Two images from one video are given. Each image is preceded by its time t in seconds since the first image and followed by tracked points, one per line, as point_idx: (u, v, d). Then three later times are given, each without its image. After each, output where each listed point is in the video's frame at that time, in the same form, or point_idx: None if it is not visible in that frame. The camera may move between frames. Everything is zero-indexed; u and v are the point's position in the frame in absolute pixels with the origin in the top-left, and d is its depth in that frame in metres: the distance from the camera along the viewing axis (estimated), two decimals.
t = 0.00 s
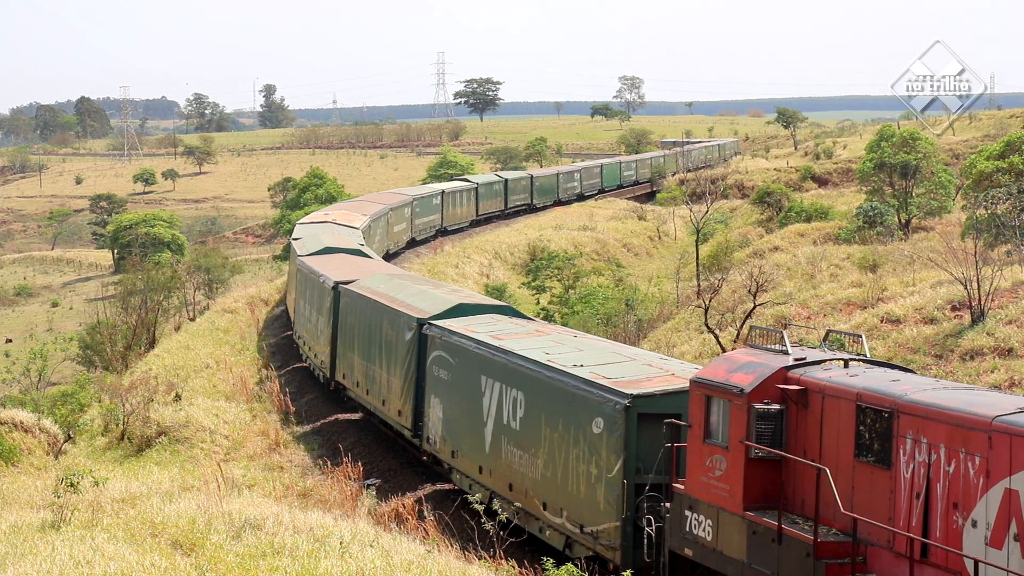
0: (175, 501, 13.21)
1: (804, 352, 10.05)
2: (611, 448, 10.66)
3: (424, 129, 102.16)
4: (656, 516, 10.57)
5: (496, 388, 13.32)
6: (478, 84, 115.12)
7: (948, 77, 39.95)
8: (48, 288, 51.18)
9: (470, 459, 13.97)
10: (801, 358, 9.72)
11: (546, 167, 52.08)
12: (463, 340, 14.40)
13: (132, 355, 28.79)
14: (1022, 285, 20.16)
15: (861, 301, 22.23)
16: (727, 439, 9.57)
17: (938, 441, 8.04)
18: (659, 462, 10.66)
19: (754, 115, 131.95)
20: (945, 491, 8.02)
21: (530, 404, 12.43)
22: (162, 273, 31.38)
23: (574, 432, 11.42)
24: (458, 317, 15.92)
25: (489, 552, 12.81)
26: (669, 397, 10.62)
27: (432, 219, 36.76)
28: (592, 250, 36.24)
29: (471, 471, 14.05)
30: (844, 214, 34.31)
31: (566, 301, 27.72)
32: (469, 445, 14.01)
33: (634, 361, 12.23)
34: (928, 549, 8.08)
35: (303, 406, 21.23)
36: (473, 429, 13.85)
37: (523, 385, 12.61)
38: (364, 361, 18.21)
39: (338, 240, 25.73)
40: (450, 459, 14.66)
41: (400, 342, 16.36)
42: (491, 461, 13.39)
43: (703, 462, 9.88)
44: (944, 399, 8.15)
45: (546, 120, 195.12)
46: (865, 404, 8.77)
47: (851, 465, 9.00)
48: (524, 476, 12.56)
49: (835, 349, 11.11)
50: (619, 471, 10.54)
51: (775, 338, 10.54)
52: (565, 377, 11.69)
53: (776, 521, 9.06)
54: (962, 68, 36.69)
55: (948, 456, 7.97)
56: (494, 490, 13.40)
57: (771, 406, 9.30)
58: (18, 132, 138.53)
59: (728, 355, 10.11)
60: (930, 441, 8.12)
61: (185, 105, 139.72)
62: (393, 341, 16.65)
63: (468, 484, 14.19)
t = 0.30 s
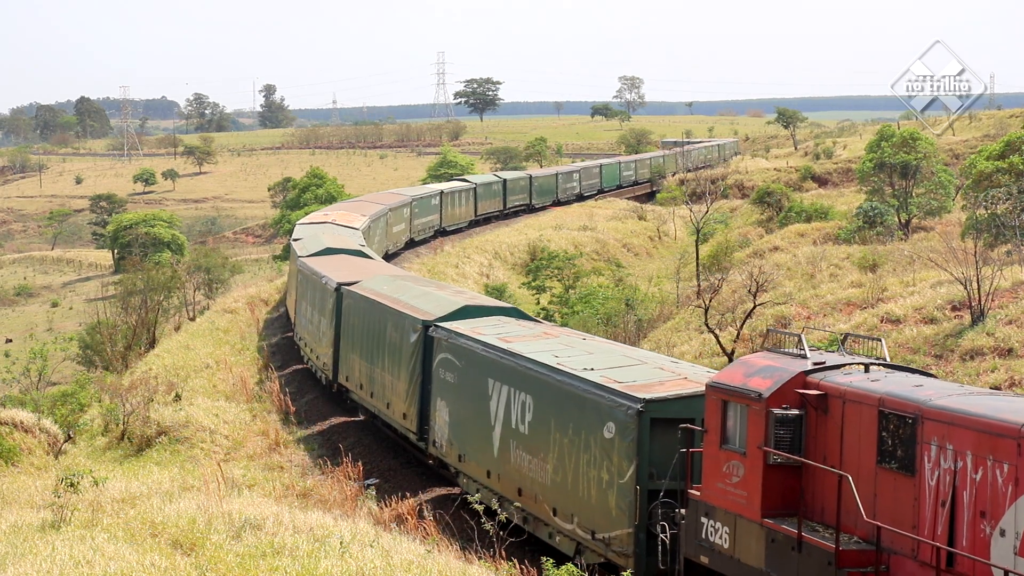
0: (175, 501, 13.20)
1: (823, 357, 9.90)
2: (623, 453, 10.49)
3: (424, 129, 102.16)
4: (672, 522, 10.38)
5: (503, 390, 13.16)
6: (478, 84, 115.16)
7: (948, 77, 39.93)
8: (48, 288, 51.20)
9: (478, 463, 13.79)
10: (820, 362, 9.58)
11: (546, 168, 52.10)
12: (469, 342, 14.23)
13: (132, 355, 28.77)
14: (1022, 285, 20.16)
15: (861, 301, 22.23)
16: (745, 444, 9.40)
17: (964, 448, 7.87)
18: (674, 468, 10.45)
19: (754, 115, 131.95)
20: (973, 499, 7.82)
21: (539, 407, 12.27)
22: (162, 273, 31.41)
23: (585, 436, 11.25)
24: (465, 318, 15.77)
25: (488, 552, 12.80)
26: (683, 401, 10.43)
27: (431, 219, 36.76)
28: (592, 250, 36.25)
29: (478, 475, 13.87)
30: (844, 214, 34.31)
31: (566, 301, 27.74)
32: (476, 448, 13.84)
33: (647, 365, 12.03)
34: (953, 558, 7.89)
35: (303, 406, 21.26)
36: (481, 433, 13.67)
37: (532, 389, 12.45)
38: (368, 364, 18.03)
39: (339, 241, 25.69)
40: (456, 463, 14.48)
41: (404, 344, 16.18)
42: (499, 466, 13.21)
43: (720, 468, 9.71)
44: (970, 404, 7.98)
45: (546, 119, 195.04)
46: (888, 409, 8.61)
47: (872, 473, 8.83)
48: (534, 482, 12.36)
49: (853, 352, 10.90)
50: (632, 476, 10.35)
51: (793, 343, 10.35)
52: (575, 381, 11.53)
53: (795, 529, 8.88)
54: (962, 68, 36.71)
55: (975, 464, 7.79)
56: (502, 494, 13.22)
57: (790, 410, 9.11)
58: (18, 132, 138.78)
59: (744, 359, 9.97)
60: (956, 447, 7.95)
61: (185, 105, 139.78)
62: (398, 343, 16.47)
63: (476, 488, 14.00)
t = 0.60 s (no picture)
0: (175, 501, 13.20)
1: (844, 360, 9.63)
2: (637, 458, 10.24)
3: (424, 129, 102.13)
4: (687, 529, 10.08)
5: (512, 394, 12.90)
6: (478, 83, 115.16)
7: (948, 77, 39.94)
8: (48, 288, 51.19)
9: (486, 467, 13.54)
10: (840, 366, 9.38)
11: (546, 167, 52.09)
12: (477, 344, 13.96)
13: (131, 355, 28.74)
14: (1022, 285, 20.15)
15: (861, 301, 22.22)
16: (763, 450, 9.20)
17: (991, 455, 7.66)
18: (689, 473, 10.21)
19: (754, 115, 131.98)
20: (1001, 508, 7.60)
21: (548, 411, 12.01)
22: (161, 273, 31.43)
23: (597, 440, 11.01)
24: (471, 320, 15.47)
25: (485, 552, 12.84)
26: (699, 405, 10.18)
27: (430, 220, 36.75)
28: (592, 250, 36.24)
29: (485, 479, 13.63)
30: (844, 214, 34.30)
31: (566, 301, 27.76)
32: (483, 453, 13.59)
33: (660, 368, 11.78)
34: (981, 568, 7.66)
35: (303, 406, 21.28)
36: (489, 436, 13.41)
37: (542, 392, 12.19)
38: (372, 366, 17.78)
39: (339, 241, 25.66)
40: (463, 467, 14.25)
41: (410, 346, 15.94)
42: (508, 470, 12.96)
43: (737, 474, 9.51)
44: (998, 410, 7.78)
45: (546, 119, 194.86)
46: (911, 415, 8.42)
47: (895, 480, 8.64)
48: (543, 487, 12.12)
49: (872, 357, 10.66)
50: (646, 482, 10.11)
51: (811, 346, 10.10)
52: (587, 384, 11.29)
53: (817, 536, 8.69)
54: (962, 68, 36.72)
55: (1003, 471, 7.58)
56: (510, 499, 12.99)
57: (811, 416, 8.93)
58: (18, 132, 138.80)
59: (761, 363, 9.76)
60: (983, 454, 7.74)
61: (185, 105, 139.76)
62: (403, 345, 16.23)
63: (483, 493, 13.77)
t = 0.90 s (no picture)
0: (175, 501, 13.20)
1: (865, 365, 9.25)
2: (651, 463, 9.98)
3: (424, 129, 102.17)
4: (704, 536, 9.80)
5: (522, 398, 12.66)
6: (478, 84, 115.24)
7: (948, 76, 39.93)
8: (48, 288, 51.23)
9: (494, 472, 13.32)
10: (862, 371, 8.98)
11: (546, 167, 52.11)
12: (486, 347, 13.73)
13: (131, 354, 28.72)
14: (1022, 285, 20.16)
15: (861, 301, 22.22)
16: (782, 456, 8.81)
17: (1019, 461, 7.20)
18: (705, 479, 9.88)
19: (754, 114, 132.07)
20: None
21: (559, 415, 11.76)
22: (162, 273, 31.47)
23: (608, 445, 10.76)
24: (479, 322, 15.25)
25: (486, 552, 12.83)
26: (715, 409, 9.87)
27: (429, 220, 36.75)
28: (592, 250, 36.26)
29: (494, 484, 13.38)
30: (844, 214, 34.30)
31: (566, 301, 27.79)
32: (492, 457, 13.35)
33: (672, 372, 11.53)
34: None
35: (303, 406, 21.28)
36: (497, 441, 13.18)
37: (552, 395, 11.94)
38: (377, 369, 17.53)
39: (339, 242, 25.59)
40: (471, 472, 14.00)
41: (416, 349, 15.69)
42: (517, 476, 12.73)
43: (756, 481, 9.13)
44: None
45: (545, 119, 194.60)
46: (936, 420, 8.00)
47: (919, 487, 8.22)
48: (553, 492, 11.87)
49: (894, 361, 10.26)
50: (660, 487, 9.85)
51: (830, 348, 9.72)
52: (598, 388, 11.03)
53: (838, 545, 8.30)
54: (963, 68, 36.74)
55: None
56: (519, 504, 12.73)
57: (832, 421, 8.54)
58: (18, 132, 139.00)
59: (780, 367, 9.38)
60: (1011, 461, 7.28)
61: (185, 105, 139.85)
62: (409, 348, 15.97)
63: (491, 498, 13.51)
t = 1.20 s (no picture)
0: (175, 501, 13.20)
1: (886, 369, 9.03)
2: (666, 469, 9.73)
3: (424, 129, 102.13)
4: (720, 543, 9.54)
5: (531, 402, 12.44)
6: (478, 84, 115.23)
7: (948, 77, 39.90)
8: (48, 288, 51.21)
9: (502, 477, 13.13)
10: (883, 375, 8.78)
11: (546, 168, 52.11)
12: (493, 350, 13.50)
13: (131, 354, 28.71)
14: (1022, 285, 20.16)
15: (861, 301, 22.22)
16: (803, 462, 8.57)
17: None
18: (721, 485, 9.66)
19: (754, 115, 132.06)
20: None
21: (570, 420, 11.51)
22: (161, 273, 31.47)
23: (621, 450, 10.51)
24: (486, 324, 15.03)
25: (487, 552, 12.82)
26: (730, 414, 9.61)
27: (428, 220, 36.74)
28: (592, 250, 36.26)
29: (502, 489, 13.21)
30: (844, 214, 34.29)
31: (565, 301, 27.81)
32: (501, 461, 13.15)
33: (685, 375, 11.26)
34: None
35: (303, 406, 21.28)
36: (505, 445, 12.98)
37: (562, 399, 11.69)
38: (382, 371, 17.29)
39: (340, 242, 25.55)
40: (478, 476, 13.80)
41: (421, 351, 15.44)
42: (526, 480, 12.51)
43: (774, 487, 8.89)
44: None
45: (546, 119, 194.63)
46: (962, 427, 7.82)
47: (944, 494, 8.01)
48: (564, 498, 11.64)
49: (917, 366, 9.93)
50: (675, 494, 9.60)
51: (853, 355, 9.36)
52: (610, 393, 10.79)
53: (862, 554, 8.08)
54: (963, 68, 36.72)
55: None
56: (528, 510, 12.53)
57: (855, 427, 8.33)
58: (18, 132, 139.03)
59: (798, 370, 9.15)
60: None
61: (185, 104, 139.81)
62: (414, 350, 15.71)
63: (499, 503, 13.32)
